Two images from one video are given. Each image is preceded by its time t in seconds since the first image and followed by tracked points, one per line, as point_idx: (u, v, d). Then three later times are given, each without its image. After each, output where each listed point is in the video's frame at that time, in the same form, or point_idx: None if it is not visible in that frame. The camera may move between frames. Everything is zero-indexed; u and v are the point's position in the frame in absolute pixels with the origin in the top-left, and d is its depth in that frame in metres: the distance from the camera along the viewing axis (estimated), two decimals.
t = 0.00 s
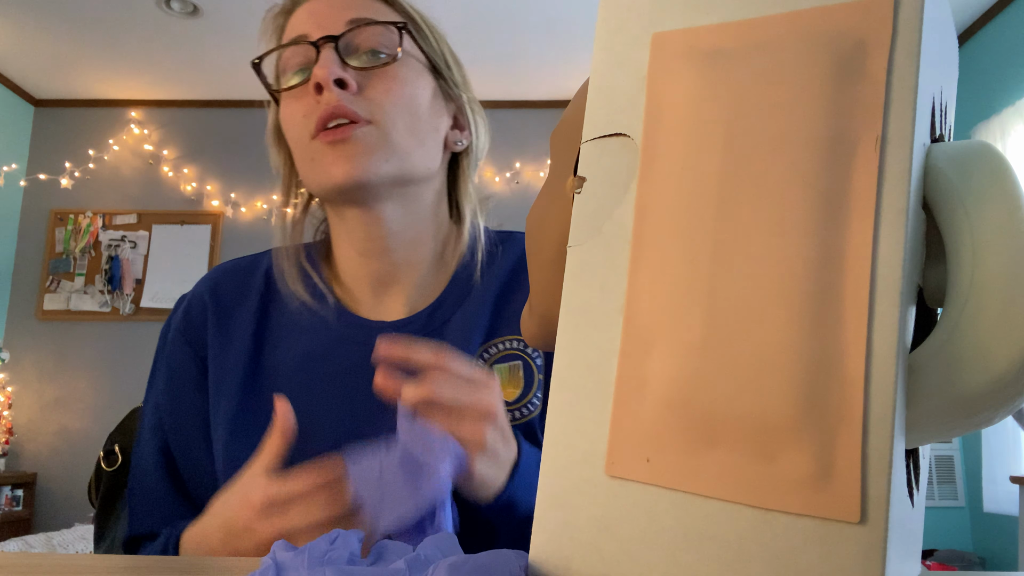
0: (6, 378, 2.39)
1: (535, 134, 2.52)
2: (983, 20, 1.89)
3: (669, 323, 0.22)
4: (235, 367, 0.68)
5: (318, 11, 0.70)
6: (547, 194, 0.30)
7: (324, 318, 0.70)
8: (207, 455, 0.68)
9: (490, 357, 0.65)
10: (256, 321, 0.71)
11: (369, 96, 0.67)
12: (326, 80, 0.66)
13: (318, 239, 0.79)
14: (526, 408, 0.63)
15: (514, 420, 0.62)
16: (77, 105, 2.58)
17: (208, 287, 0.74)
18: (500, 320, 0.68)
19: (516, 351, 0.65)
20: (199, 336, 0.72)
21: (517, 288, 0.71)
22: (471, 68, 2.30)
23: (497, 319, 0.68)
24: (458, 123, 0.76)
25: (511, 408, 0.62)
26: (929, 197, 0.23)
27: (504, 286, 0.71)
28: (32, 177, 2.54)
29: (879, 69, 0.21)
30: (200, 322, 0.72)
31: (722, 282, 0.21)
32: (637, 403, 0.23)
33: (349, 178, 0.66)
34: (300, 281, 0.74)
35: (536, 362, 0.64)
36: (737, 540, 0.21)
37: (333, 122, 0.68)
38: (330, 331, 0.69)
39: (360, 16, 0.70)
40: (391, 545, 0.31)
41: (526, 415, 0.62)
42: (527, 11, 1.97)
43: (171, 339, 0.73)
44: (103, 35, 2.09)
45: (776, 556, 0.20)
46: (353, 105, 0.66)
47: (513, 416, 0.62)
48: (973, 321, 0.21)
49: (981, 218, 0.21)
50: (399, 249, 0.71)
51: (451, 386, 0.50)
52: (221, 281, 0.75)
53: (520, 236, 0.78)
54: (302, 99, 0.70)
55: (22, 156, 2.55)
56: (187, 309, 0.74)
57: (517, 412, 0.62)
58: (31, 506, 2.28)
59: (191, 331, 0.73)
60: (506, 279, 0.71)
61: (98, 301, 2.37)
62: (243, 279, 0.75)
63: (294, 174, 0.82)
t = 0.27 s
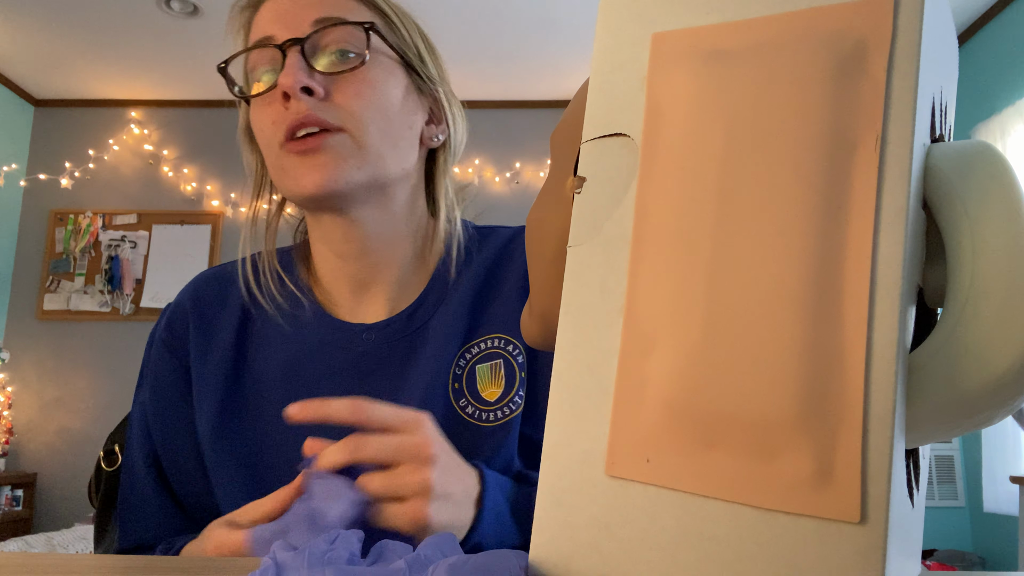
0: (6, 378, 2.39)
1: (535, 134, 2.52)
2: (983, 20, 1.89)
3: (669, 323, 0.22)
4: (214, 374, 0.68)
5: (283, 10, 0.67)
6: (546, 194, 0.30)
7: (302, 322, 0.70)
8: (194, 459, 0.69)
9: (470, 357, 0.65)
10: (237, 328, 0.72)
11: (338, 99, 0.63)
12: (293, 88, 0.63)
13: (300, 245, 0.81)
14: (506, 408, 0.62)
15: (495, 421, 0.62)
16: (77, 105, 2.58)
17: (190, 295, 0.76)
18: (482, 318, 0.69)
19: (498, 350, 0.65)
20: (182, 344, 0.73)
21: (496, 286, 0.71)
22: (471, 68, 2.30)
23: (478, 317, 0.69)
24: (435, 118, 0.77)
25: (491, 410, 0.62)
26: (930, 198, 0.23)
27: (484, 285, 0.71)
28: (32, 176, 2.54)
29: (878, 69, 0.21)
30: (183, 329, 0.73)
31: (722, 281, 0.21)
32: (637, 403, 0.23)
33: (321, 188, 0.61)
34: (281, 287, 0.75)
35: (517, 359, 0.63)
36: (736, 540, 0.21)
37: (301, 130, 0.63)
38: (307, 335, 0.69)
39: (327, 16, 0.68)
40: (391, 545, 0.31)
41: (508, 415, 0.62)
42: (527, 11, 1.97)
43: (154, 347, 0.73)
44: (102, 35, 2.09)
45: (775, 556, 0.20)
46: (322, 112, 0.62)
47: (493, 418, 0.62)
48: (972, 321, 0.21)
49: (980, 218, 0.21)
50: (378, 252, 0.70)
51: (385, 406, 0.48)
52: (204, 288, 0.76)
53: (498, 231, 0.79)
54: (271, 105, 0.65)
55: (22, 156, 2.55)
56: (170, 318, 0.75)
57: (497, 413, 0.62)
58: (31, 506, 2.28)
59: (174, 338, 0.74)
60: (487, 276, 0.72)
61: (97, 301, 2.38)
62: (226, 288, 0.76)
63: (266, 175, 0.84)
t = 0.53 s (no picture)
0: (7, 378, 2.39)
1: (535, 134, 2.52)
2: (983, 20, 1.89)
3: (669, 323, 0.22)
4: (206, 375, 0.68)
5: (265, 11, 0.67)
6: (546, 195, 0.30)
7: (294, 322, 0.70)
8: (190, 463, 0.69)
9: (466, 357, 0.66)
10: (229, 328, 0.72)
11: (323, 100, 0.63)
12: (276, 92, 0.63)
13: (292, 242, 0.81)
14: (504, 406, 0.62)
15: (492, 418, 0.62)
16: (77, 105, 2.58)
17: (181, 296, 0.75)
18: (476, 316, 0.69)
19: (494, 347, 0.65)
20: (174, 345, 0.73)
21: (491, 283, 0.71)
22: (471, 68, 2.30)
23: (472, 315, 0.69)
24: (424, 112, 0.77)
25: (488, 408, 0.62)
26: (930, 198, 0.23)
27: (478, 283, 0.71)
28: (32, 176, 2.54)
29: (879, 70, 0.21)
30: (174, 332, 0.73)
31: (721, 281, 0.21)
32: (636, 404, 0.23)
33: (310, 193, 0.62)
34: (273, 285, 0.75)
35: (513, 357, 0.64)
36: (736, 540, 0.21)
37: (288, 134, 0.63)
38: (300, 335, 0.69)
39: (309, 15, 0.67)
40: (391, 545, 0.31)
41: (505, 412, 0.62)
42: (527, 11, 1.97)
43: (145, 348, 0.73)
44: (102, 35, 2.09)
45: (776, 556, 0.20)
46: (307, 114, 0.62)
47: (490, 416, 0.62)
48: (972, 321, 0.21)
49: (980, 218, 0.21)
50: (370, 252, 0.70)
51: (365, 451, 0.43)
52: (195, 290, 0.76)
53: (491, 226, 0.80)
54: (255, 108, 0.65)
55: (23, 155, 2.55)
56: (161, 318, 0.74)
57: (494, 411, 0.62)
58: (31, 506, 2.28)
59: (166, 341, 0.74)
60: (481, 272, 0.72)
61: (97, 301, 2.38)
62: (218, 288, 0.76)
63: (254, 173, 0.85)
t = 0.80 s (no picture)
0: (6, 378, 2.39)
1: (535, 134, 2.53)
2: (983, 20, 1.89)
3: (669, 323, 0.22)
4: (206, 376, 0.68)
5: (264, 10, 0.67)
6: (546, 195, 0.30)
7: (294, 324, 0.70)
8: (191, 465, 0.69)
9: (468, 362, 0.66)
10: (229, 330, 0.72)
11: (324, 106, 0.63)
12: (276, 96, 0.62)
13: (290, 243, 0.80)
14: (507, 412, 0.63)
15: (495, 423, 0.63)
16: (77, 105, 2.58)
17: (179, 298, 0.75)
18: (478, 319, 0.69)
19: (496, 352, 0.65)
20: (173, 346, 0.73)
21: (492, 286, 0.72)
22: (471, 68, 2.30)
23: (473, 318, 0.69)
24: (423, 113, 0.77)
25: (491, 414, 0.63)
26: (930, 197, 0.23)
27: (478, 286, 0.71)
28: (32, 176, 2.54)
29: (879, 69, 0.21)
30: (173, 334, 0.73)
31: (722, 281, 0.21)
32: (636, 404, 0.23)
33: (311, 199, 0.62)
34: (272, 286, 0.75)
35: (516, 362, 0.64)
36: (737, 540, 0.21)
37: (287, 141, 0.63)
38: (300, 337, 0.69)
39: (307, 16, 0.67)
40: (392, 545, 0.31)
41: (509, 418, 0.63)
42: (527, 11, 1.97)
43: (144, 350, 0.73)
44: (102, 35, 2.09)
45: (776, 556, 0.20)
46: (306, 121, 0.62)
47: (493, 422, 0.63)
48: (973, 321, 0.21)
49: (980, 218, 0.21)
50: (369, 255, 0.70)
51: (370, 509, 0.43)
52: (194, 291, 0.76)
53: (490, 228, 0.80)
54: (253, 110, 0.64)
55: (22, 155, 2.55)
56: (159, 319, 0.74)
57: (497, 417, 0.63)
58: (31, 506, 2.28)
59: (164, 342, 0.74)
60: (480, 274, 0.72)
61: (97, 301, 2.38)
62: (217, 289, 0.76)
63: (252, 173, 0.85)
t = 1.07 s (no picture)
0: (6, 378, 2.39)
1: (534, 134, 2.53)
2: (983, 20, 1.89)
3: (669, 323, 0.22)
4: (206, 377, 0.68)
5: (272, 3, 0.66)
6: (546, 195, 0.30)
7: (295, 326, 0.70)
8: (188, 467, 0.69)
9: (468, 365, 0.66)
10: (229, 332, 0.72)
11: (330, 104, 0.63)
12: (283, 92, 0.62)
13: (291, 245, 0.80)
14: (506, 417, 0.63)
15: (495, 428, 0.63)
16: (77, 105, 2.58)
17: (180, 298, 0.75)
18: (478, 322, 0.69)
19: (496, 356, 0.65)
20: (174, 346, 0.73)
21: (492, 288, 0.72)
22: (471, 68, 2.30)
23: (474, 321, 0.69)
24: (427, 118, 0.77)
25: (491, 418, 0.63)
26: (930, 198, 0.23)
27: (478, 289, 0.71)
28: (32, 176, 2.54)
29: (878, 69, 0.21)
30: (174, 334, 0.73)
31: (722, 281, 0.21)
32: (636, 404, 0.23)
33: (311, 197, 0.62)
34: (272, 288, 0.75)
35: (516, 366, 0.64)
36: (736, 540, 0.21)
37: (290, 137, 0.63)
38: (300, 339, 0.69)
39: (318, 11, 0.67)
40: (392, 544, 0.31)
41: (508, 423, 0.63)
42: (527, 12, 1.97)
43: (145, 350, 0.73)
44: (102, 35, 2.09)
45: (776, 556, 0.20)
46: (311, 118, 0.62)
47: (493, 426, 0.63)
48: (972, 321, 0.21)
49: (980, 218, 0.21)
50: (368, 256, 0.70)
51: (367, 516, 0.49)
52: (194, 292, 0.76)
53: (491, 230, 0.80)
54: (258, 104, 0.65)
55: (23, 155, 2.55)
56: (161, 320, 0.74)
57: (496, 421, 0.63)
58: (31, 506, 2.28)
59: (164, 342, 0.73)
60: (481, 277, 0.72)
61: (97, 301, 2.38)
62: (218, 290, 0.76)
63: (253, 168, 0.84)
